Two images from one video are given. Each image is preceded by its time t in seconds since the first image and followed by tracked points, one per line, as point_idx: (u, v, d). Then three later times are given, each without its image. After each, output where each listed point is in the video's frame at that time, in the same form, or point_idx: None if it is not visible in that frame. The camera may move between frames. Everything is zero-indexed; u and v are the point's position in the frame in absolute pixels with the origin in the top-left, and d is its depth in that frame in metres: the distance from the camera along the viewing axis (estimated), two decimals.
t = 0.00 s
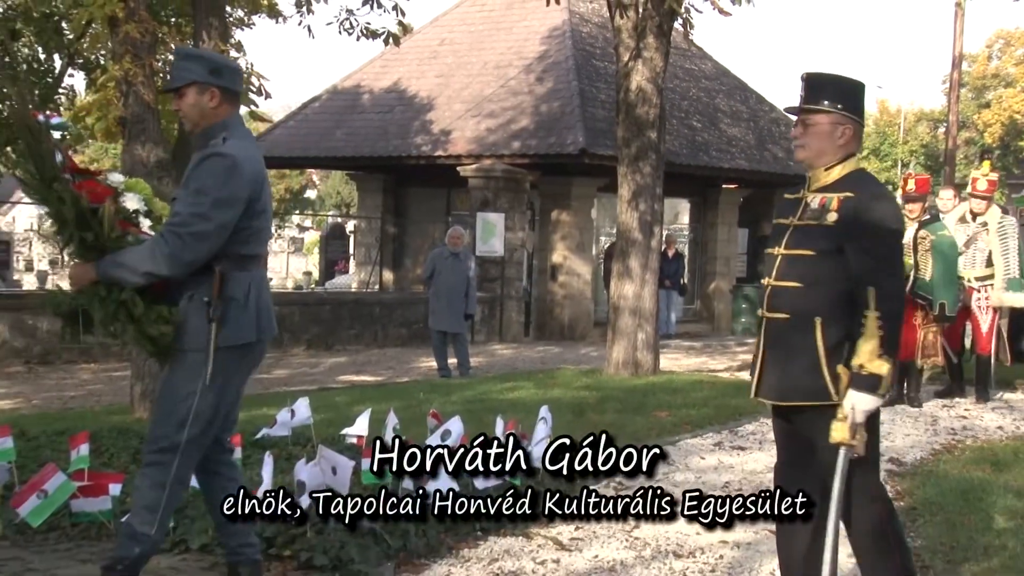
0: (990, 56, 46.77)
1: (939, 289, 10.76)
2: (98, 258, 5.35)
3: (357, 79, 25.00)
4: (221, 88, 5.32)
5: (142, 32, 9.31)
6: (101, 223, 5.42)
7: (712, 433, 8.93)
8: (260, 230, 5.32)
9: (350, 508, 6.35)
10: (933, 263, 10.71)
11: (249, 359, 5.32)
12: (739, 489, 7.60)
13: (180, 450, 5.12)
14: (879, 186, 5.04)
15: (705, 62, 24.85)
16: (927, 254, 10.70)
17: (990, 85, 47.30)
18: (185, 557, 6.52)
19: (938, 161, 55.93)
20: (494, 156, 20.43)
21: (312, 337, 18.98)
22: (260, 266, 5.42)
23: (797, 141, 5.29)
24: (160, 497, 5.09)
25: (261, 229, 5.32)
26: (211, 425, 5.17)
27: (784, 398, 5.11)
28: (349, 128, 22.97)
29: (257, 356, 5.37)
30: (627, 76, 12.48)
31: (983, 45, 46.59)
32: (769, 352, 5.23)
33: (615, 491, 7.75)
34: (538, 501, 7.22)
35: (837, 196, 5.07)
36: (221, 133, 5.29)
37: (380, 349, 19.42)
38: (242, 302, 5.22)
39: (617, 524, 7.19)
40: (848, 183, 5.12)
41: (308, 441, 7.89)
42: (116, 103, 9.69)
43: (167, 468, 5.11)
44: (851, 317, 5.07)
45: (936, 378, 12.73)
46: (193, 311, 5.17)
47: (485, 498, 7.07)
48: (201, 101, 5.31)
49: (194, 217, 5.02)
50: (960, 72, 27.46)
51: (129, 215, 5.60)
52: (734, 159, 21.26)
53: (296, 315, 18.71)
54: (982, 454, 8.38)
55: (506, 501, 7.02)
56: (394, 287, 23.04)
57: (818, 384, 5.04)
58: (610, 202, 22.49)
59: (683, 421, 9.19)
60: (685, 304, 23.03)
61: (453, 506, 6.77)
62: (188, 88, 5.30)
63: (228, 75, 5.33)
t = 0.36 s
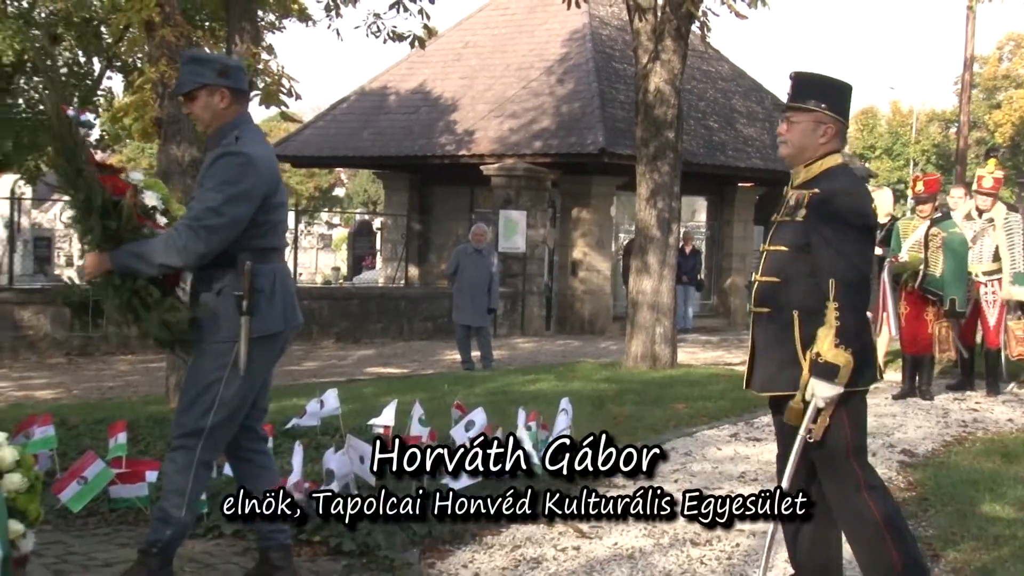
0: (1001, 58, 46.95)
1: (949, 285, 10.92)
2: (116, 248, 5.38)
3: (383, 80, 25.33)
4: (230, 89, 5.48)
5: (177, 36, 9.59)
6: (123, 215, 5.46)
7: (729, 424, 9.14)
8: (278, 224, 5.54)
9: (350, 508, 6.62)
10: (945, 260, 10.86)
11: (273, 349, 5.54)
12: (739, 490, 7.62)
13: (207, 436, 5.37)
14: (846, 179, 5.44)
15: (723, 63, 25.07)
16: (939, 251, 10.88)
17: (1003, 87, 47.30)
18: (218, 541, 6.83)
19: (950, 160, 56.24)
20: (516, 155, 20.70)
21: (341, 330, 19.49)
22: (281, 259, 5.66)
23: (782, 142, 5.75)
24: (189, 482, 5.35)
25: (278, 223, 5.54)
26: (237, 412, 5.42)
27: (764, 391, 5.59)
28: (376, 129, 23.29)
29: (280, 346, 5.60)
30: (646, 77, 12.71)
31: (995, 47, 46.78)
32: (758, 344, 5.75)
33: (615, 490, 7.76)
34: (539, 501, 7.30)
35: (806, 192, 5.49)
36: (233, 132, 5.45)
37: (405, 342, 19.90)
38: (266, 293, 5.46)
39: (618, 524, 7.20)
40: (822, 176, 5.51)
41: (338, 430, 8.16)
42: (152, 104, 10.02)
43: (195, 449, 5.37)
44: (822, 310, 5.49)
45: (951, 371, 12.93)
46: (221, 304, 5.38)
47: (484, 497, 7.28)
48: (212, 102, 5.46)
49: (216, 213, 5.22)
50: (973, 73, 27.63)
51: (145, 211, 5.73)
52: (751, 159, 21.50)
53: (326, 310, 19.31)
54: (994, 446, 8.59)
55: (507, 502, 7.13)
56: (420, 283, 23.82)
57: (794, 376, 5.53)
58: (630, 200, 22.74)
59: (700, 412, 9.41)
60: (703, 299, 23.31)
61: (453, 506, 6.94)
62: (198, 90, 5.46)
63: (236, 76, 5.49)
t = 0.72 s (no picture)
0: None
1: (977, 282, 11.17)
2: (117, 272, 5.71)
3: (424, 84, 25.69)
4: (220, 120, 5.52)
5: (226, 42, 9.89)
6: (127, 247, 5.81)
7: (760, 418, 9.35)
8: (314, 230, 5.70)
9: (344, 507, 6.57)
10: (972, 257, 11.15)
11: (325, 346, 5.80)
12: (734, 490, 7.75)
13: (258, 419, 5.60)
14: (869, 180, 5.64)
15: (755, 66, 25.28)
16: (966, 249, 11.19)
17: None
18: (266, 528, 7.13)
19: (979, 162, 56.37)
20: (552, 156, 20.97)
21: (383, 325, 19.94)
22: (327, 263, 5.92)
23: (806, 143, 5.94)
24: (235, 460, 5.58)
25: (312, 231, 5.71)
26: (285, 403, 5.65)
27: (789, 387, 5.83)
28: (417, 131, 23.65)
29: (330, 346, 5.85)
30: (680, 80, 12.93)
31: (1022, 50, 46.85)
32: (781, 339, 5.96)
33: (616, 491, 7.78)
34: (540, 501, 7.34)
35: (832, 192, 5.70)
36: (234, 158, 5.53)
37: (444, 338, 20.34)
38: (320, 294, 5.72)
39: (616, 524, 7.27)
40: (846, 177, 5.73)
41: (380, 422, 8.46)
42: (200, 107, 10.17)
43: (241, 435, 5.59)
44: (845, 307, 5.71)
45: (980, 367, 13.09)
46: (283, 312, 5.60)
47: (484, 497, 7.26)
48: (205, 136, 5.51)
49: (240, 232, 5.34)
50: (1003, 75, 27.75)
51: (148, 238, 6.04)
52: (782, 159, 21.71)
53: (369, 306, 19.75)
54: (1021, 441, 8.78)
55: (506, 502, 7.15)
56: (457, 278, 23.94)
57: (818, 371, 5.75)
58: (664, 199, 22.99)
59: (732, 406, 9.62)
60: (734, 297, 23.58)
61: (453, 506, 7.01)
62: (190, 126, 5.48)
63: (223, 106, 5.53)
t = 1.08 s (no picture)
0: None
1: (994, 282, 11.40)
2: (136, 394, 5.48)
3: (455, 89, 26.07)
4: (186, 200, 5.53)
5: (264, 50, 10.28)
6: (141, 365, 5.59)
7: (781, 415, 9.55)
8: (308, 257, 5.87)
9: (350, 508, 6.25)
10: (988, 257, 11.37)
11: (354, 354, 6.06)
12: (752, 486, 7.98)
13: (270, 408, 5.83)
14: (891, 180, 5.86)
15: (777, 72, 25.56)
16: (983, 249, 11.38)
17: None
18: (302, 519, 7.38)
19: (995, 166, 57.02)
20: (579, 160, 21.24)
21: (414, 322, 21.05)
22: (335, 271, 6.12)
23: (832, 146, 6.16)
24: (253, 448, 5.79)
25: (307, 256, 5.87)
26: (298, 401, 5.90)
27: (812, 382, 6.05)
28: (448, 135, 24.03)
29: (361, 350, 6.11)
30: (703, 86, 13.16)
31: None
32: (802, 336, 6.19)
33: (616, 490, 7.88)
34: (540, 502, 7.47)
35: (856, 193, 5.92)
36: (209, 232, 5.59)
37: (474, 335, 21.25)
38: (337, 307, 5.95)
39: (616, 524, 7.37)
40: (869, 179, 5.94)
41: (411, 417, 8.74)
42: (241, 112, 10.48)
43: (254, 424, 5.80)
44: (866, 305, 5.94)
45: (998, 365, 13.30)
46: (305, 334, 5.88)
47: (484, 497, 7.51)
48: (176, 220, 5.53)
49: (236, 298, 5.53)
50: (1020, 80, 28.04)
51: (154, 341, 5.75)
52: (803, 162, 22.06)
53: (400, 304, 20.90)
54: None
55: (507, 502, 7.27)
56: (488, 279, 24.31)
57: (841, 366, 5.98)
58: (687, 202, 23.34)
59: (754, 403, 9.84)
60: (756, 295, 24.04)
61: (453, 506, 7.11)
62: (158, 215, 5.51)
63: (185, 185, 5.54)
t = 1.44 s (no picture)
0: None
1: (1005, 282, 11.61)
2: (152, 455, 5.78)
3: (479, 95, 26.56)
4: (176, 266, 5.68)
5: (295, 55, 11.20)
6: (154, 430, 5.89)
7: (796, 411, 9.77)
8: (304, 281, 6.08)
9: (350, 507, 6.56)
10: (1000, 258, 11.57)
11: (370, 355, 6.26)
12: (768, 480, 8.21)
13: (284, 404, 6.13)
14: (904, 182, 6.08)
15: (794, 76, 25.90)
16: (995, 251, 11.57)
17: None
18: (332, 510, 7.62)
19: (1011, 168, 57.37)
20: (600, 162, 21.58)
21: (439, 321, 21.34)
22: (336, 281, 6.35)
23: (849, 148, 6.39)
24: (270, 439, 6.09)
25: (302, 280, 6.10)
26: (312, 399, 6.19)
27: (828, 378, 6.26)
28: (472, 138, 24.51)
29: (379, 349, 6.31)
30: (721, 91, 13.47)
31: None
32: (819, 335, 6.41)
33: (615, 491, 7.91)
34: (540, 502, 7.59)
35: (872, 195, 6.15)
36: (203, 292, 5.75)
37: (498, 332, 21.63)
38: (341, 316, 6.16)
39: (617, 523, 7.50)
40: (884, 182, 6.17)
41: (436, 412, 9.02)
42: (272, 117, 11.47)
43: (269, 418, 6.11)
44: (881, 304, 6.16)
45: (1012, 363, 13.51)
46: (313, 352, 6.13)
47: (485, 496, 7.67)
48: (169, 286, 5.70)
49: (235, 352, 5.68)
50: None
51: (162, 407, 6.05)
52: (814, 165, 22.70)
53: (426, 303, 21.18)
54: None
55: (506, 502, 7.40)
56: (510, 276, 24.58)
57: (857, 364, 6.20)
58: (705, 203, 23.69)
59: (769, 399, 10.07)
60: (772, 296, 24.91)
61: (453, 506, 7.29)
62: (153, 285, 5.68)
63: (171, 251, 5.68)
